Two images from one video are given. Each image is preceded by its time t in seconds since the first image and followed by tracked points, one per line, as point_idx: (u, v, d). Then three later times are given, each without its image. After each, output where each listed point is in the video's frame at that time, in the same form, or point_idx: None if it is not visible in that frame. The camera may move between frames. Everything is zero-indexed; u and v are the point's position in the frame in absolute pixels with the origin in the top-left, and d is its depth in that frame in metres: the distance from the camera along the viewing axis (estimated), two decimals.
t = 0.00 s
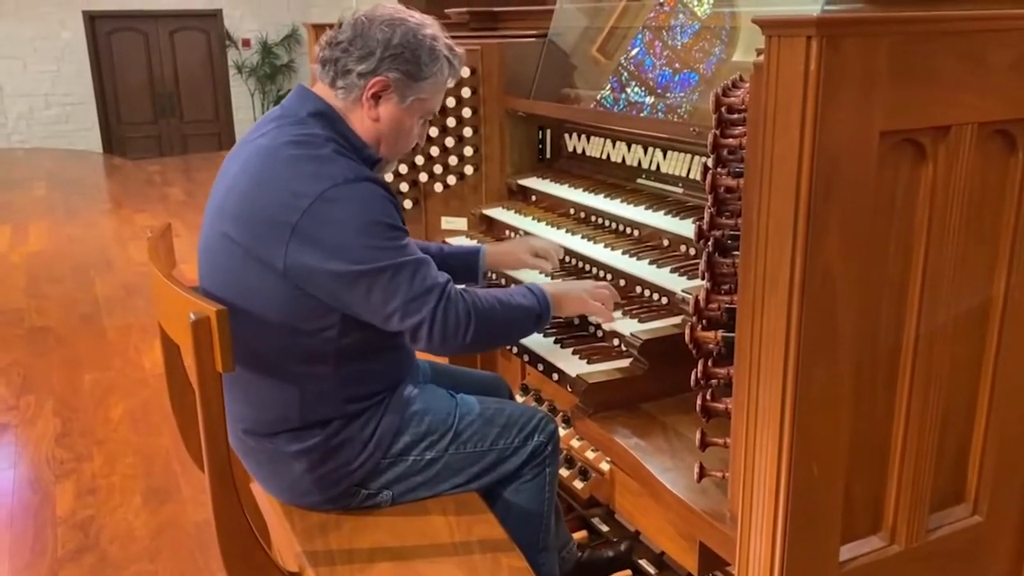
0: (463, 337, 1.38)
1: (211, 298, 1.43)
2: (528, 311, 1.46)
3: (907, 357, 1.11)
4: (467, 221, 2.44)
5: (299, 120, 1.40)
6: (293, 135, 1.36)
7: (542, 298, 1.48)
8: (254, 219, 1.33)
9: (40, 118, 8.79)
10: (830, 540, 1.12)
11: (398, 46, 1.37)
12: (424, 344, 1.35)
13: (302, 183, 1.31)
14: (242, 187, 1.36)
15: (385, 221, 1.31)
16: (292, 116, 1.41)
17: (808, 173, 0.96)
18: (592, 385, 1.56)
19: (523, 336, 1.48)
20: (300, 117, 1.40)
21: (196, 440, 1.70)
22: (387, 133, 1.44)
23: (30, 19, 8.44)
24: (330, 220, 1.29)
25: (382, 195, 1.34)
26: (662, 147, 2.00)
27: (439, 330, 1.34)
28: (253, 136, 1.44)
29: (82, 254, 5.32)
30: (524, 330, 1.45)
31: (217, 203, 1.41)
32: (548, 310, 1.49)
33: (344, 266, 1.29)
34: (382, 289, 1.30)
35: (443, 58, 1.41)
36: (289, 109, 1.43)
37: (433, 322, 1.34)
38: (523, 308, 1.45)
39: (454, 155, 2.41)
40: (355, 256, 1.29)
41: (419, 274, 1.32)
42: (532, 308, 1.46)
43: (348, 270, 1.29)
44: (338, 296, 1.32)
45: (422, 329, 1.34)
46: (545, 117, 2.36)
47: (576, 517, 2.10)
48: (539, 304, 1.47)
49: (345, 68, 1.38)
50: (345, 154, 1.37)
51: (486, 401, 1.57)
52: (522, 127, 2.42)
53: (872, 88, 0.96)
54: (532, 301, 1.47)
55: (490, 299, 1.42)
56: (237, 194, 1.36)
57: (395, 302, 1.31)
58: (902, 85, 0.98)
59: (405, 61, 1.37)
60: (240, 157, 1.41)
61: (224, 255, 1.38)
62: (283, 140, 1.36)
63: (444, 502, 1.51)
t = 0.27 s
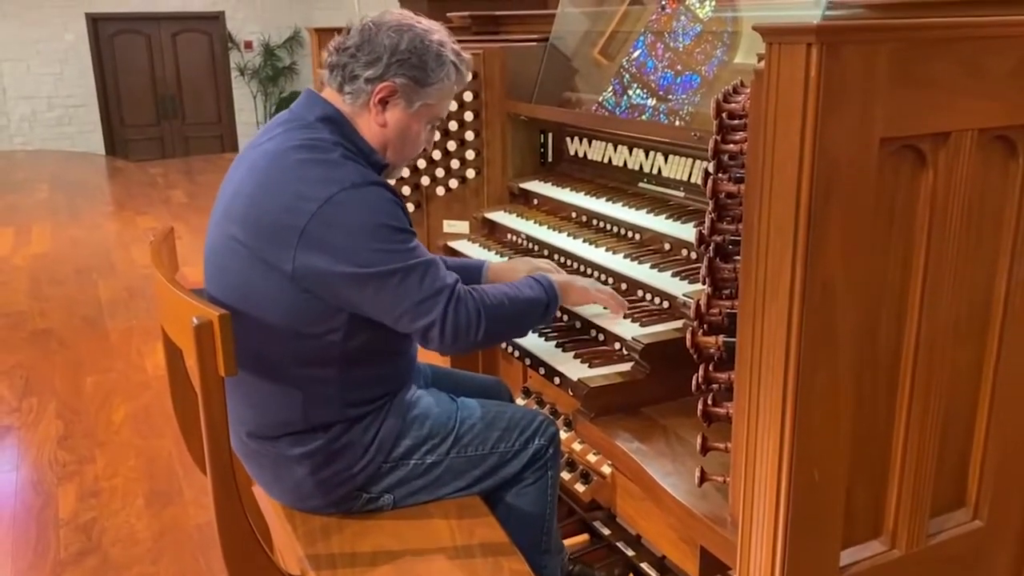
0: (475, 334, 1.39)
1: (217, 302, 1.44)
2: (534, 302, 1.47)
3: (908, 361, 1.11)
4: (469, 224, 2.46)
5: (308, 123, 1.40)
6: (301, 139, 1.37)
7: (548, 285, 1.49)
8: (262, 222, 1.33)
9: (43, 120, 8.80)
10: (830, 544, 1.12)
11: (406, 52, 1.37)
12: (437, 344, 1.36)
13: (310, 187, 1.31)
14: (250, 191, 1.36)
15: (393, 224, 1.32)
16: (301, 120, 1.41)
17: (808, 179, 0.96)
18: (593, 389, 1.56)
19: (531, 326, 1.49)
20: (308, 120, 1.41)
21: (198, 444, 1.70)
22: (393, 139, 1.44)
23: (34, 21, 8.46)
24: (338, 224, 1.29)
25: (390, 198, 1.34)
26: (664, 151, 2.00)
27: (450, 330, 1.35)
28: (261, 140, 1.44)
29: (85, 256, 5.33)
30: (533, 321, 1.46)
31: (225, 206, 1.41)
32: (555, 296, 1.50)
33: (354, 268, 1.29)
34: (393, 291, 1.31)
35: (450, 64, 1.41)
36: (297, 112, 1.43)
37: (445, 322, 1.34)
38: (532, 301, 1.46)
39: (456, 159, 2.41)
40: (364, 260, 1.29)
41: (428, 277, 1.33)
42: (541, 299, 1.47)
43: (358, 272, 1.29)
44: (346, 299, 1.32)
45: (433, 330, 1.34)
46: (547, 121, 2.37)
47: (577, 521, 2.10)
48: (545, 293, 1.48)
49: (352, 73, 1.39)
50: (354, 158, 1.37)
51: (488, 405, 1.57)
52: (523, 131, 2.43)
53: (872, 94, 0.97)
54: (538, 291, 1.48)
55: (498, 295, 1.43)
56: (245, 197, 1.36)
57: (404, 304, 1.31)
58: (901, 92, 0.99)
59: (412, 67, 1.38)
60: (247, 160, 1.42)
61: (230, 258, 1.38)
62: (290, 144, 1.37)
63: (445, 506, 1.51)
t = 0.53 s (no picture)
0: (477, 347, 1.39)
1: (224, 302, 1.44)
2: (533, 314, 1.47)
3: (911, 367, 1.11)
4: (471, 227, 2.46)
5: (322, 126, 1.40)
6: (314, 142, 1.37)
7: (547, 298, 1.50)
8: (275, 223, 1.33)
9: (46, 122, 8.82)
10: (830, 547, 1.12)
11: (418, 54, 1.38)
12: (436, 355, 1.36)
13: (324, 189, 1.31)
14: (264, 191, 1.36)
15: (404, 230, 1.32)
16: (314, 122, 1.41)
17: (810, 183, 0.97)
18: (595, 392, 1.56)
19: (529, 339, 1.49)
20: (323, 123, 1.41)
21: (201, 446, 1.70)
22: (408, 141, 1.44)
23: (36, 23, 8.48)
24: (350, 228, 1.30)
25: (403, 204, 1.34)
26: (666, 153, 2.00)
27: (450, 342, 1.35)
28: (275, 141, 1.44)
29: (87, 258, 5.34)
30: (531, 332, 1.46)
31: (238, 206, 1.41)
32: (554, 312, 1.50)
33: (364, 273, 1.30)
34: (400, 297, 1.31)
35: (462, 65, 1.42)
36: (310, 114, 1.43)
37: (447, 333, 1.34)
38: (533, 315, 1.46)
39: (458, 162, 2.42)
40: (375, 264, 1.30)
41: (435, 286, 1.33)
42: (540, 312, 1.48)
43: (368, 276, 1.30)
44: (356, 302, 1.33)
45: (434, 341, 1.34)
46: (550, 123, 2.38)
47: (579, 523, 2.09)
48: (545, 307, 1.48)
49: (366, 76, 1.39)
50: (369, 162, 1.37)
51: (492, 407, 1.57)
52: (526, 134, 2.43)
53: (873, 99, 0.97)
54: (538, 304, 1.48)
55: (498, 309, 1.43)
56: (258, 199, 1.37)
57: (411, 311, 1.31)
58: (903, 97, 0.99)
59: (425, 69, 1.38)
60: (261, 161, 1.42)
61: (241, 260, 1.39)
62: (304, 146, 1.37)
63: (448, 508, 1.51)
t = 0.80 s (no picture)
0: (485, 335, 1.39)
1: (222, 307, 1.44)
2: (541, 305, 1.47)
3: (912, 368, 1.11)
4: (473, 228, 2.46)
5: (311, 129, 1.40)
6: (304, 145, 1.37)
7: (555, 290, 1.49)
8: (269, 229, 1.33)
9: (49, 122, 8.84)
10: (835, 548, 1.12)
11: (399, 49, 1.37)
12: (445, 346, 1.36)
13: (317, 192, 1.31)
14: (255, 198, 1.36)
15: (401, 227, 1.32)
16: (303, 125, 1.41)
17: (813, 186, 0.96)
18: (598, 395, 1.56)
19: (539, 331, 1.49)
20: (311, 126, 1.40)
21: (204, 448, 1.71)
22: (395, 137, 1.44)
23: (40, 24, 8.50)
24: (346, 229, 1.29)
25: (398, 202, 1.34)
26: (668, 155, 2.00)
27: (457, 332, 1.36)
28: (264, 145, 1.44)
29: (91, 259, 5.35)
30: (542, 325, 1.47)
31: (229, 214, 1.41)
32: (563, 302, 1.50)
33: (363, 273, 1.30)
34: (401, 294, 1.31)
35: (444, 56, 1.41)
36: (297, 117, 1.43)
37: (454, 323, 1.35)
38: (537, 305, 1.46)
39: (461, 163, 2.42)
40: (374, 262, 1.30)
41: (437, 278, 1.33)
42: (548, 303, 1.47)
43: (368, 275, 1.30)
44: (355, 303, 1.33)
45: (443, 331, 1.35)
46: (552, 126, 2.38)
47: (582, 524, 2.09)
48: (554, 298, 1.48)
49: (349, 76, 1.39)
50: (359, 162, 1.37)
51: (495, 411, 1.57)
52: (528, 136, 2.44)
53: (875, 103, 0.97)
54: (546, 295, 1.48)
55: (507, 299, 1.43)
56: (250, 204, 1.36)
57: (412, 308, 1.32)
58: (905, 100, 0.99)
59: (408, 64, 1.38)
60: (251, 165, 1.41)
61: (237, 264, 1.39)
62: (294, 149, 1.36)
63: (450, 511, 1.51)
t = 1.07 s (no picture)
0: (473, 349, 1.39)
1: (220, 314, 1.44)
2: (534, 326, 1.48)
3: (912, 378, 1.11)
4: (475, 232, 2.46)
5: (303, 137, 1.40)
6: (298, 154, 1.37)
7: (547, 312, 1.50)
8: (263, 239, 1.33)
9: (52, 123, 8.87)
10: (834, 557, 1.12)
11: (387, 53, 1.37)
12: (434, 357, 1.37)
13: (311, 201, 1.31)
14: (249, 206, 1.36)
15: (394, 237, 1.32)
16: (295, 133, 1.41)
17: (814, 195, 0.97)
18: (599, 401, 1.56)
19: (528, 349, 1.49)
20: (303, 134, 1.41)
21: (205, 453, 1.71)
22: (387, 140, 1.45)
23: (43, 25, 8.53)
24: (340, 238, 1.30)
25: (391, 211, 1.35)
26: (670, 160, 2.00)
27: (447, 345, 1.36)
28: (257, 154, 1.44)
29: (94, 260, 5.37)
30: (531, 345, 1.47)
31: (224, 222, 1.41)
32: (553, 322, 1.51)
33: (357, 283, 1.30)
34: (393, 305, 1.31)
35: (432, 57, 1.41)
36: (290, 126, 1.43)
37: (444, 336, 1.35)
38: (530, 323, 1.47)
39: (463, 167, 2.43)
40: (367, 272, 1.30)
41: (429, 290, 1.34)
42: (539, 324, 1.48)
43: (360, 286, 1.30)
44: (348, 313, 1.33)
45: (432, 343, 1.35)
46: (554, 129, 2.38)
47: (583, 528, 2.09)
48: (545, 318, 1.49)
49: (337, 82, 1.39)
50: (352, 171, 1.37)
51: (494, 411, 1.58)
52: (529, 139, 2.43)
53: (875, 112, 0.97)
54: (538, 314, 1.49)
55: (499, 313, 1.44)
56: (245, 213, 1.36)
57: (405, 318, 1.32)
58: (907, 109, 0.99)
59: (396, 67, 1.37)
60: (245, 174, 1.42)
61: (232, 273, 1.39)
62: (288, 158, 1.37)
63: (451, 516, 1.51)
